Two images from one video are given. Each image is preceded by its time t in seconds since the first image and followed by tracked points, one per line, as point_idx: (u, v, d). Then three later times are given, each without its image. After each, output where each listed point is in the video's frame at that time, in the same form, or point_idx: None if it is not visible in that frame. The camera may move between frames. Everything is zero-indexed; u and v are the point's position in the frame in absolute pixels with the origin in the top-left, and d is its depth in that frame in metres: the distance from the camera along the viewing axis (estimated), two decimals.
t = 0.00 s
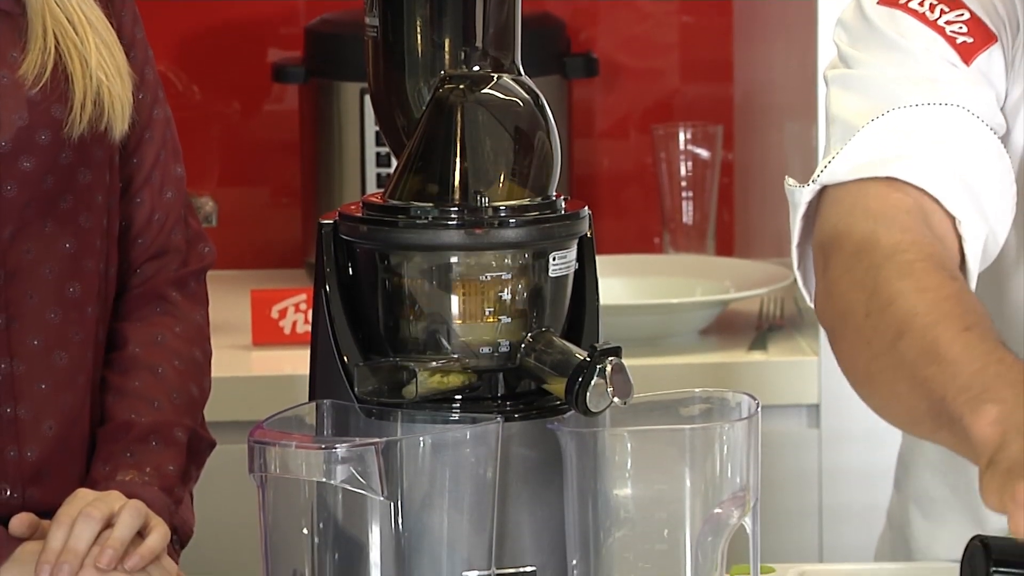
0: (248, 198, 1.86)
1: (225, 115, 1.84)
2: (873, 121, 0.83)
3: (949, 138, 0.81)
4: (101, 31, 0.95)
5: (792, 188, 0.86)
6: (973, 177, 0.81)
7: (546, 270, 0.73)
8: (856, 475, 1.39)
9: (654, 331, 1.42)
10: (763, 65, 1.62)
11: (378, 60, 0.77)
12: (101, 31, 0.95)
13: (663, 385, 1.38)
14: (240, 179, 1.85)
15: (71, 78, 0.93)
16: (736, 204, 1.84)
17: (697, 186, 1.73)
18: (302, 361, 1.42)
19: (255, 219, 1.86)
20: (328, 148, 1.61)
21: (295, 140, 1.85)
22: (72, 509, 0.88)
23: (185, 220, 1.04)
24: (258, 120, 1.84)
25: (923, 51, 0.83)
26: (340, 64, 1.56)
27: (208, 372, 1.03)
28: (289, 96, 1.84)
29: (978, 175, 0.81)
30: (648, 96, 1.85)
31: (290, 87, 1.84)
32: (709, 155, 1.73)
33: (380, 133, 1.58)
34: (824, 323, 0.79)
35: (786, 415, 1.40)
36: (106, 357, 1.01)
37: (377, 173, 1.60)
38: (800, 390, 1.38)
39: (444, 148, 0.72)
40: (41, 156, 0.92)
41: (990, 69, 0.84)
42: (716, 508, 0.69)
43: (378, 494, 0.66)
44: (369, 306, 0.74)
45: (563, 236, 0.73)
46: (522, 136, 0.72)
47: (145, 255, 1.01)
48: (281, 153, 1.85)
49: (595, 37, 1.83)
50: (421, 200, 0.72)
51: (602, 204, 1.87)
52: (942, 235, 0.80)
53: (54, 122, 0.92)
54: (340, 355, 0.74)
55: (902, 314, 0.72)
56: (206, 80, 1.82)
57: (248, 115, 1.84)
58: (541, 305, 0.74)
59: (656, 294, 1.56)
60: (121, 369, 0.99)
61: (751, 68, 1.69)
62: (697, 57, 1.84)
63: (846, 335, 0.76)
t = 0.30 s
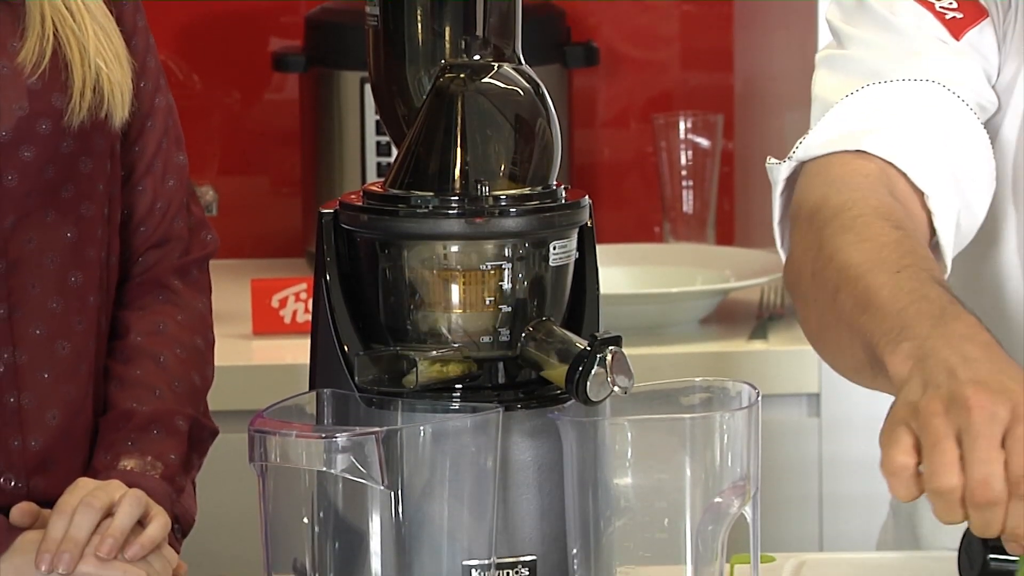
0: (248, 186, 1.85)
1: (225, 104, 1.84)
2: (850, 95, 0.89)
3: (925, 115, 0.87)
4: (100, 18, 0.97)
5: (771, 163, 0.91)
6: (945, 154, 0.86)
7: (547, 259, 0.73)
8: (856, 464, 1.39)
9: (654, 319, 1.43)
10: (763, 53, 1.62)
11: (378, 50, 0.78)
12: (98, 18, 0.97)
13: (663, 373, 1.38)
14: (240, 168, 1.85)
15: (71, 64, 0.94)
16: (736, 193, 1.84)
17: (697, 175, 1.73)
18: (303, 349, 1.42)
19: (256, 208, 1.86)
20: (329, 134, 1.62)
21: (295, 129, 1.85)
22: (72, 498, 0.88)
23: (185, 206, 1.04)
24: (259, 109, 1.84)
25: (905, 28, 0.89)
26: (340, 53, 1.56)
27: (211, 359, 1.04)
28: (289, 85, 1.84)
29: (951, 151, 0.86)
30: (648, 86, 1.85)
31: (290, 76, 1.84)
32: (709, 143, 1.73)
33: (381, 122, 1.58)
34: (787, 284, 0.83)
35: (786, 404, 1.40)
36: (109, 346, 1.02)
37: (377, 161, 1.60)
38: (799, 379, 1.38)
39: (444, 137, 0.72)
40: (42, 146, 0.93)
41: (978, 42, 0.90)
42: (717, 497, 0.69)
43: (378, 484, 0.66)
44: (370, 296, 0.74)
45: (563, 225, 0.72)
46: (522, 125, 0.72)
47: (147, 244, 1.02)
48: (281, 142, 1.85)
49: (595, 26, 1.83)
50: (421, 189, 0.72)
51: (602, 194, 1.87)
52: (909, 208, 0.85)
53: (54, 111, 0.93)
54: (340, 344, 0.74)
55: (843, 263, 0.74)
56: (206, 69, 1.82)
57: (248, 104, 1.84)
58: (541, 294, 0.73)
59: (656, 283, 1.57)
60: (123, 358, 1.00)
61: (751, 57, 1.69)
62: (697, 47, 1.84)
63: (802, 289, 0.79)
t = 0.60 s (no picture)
0: (248, 178, 1.86)
1: (225, 96, 1.83)
2: (864, 83, 0.84)
3: (947, 102, 0.82)
4: (99, 7, 0.97)
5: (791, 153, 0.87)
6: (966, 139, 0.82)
7: (547, 251, 0.73)
8: (855, 457, 1.40)
9: (655, 311, 1.43)
10: (762, 45, 1.62)
11: (378, 42, 0.78)
12: (97, 6, 0.97)
13: (663, 364, 1.39)
14: (240, 160, 1.85)
15: (71, 53, 0.94)
16: (736, 185, 1.84)
17: (697, 166, 1.73)
18: (302, 340, 1.42)
19: (255, 199, 1.86)
20: (330, 124, 1.62)
21: (294, 120, 1.85)
22: (72, 489, 0.88)
23: (187, 197, 1.04)
24: (258, 101, 1.84)
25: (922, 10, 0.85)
26: (340, 44, 1.55)
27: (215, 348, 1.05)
28: (289, 77, 1.84)
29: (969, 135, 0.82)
30: (648, 78, 1.85)
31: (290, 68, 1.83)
32: (709, 136, 1.72)
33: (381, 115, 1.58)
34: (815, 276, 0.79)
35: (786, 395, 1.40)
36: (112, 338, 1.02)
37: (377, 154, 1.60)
38: (798, 371, 1.38)
39: (444, 129, 0.72)
40: (44, 138, 0.93)
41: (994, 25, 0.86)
42: (717, 489, 0.68)
43: (378, 476, 0.66)
44: (370, 288, 0.75)
45: (564, 217, 0.72)
46: (522, 117, 0.72)
47: (150, 235, 1.03)
48: (280, 133, 1.85)
49: (596, 18, 1.83)
50: (421, 181, 0.72)
51: (602, 185, 1.87)
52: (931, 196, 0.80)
53: (56, 103, 0.93)
54: (340, 336, 0.74)
55: (854, 260, 0.71)
56: (206, 61, 1.82)
57: (248, 96, 1.84)
58: (541, 286, 0.73)
59: (655, 275, 1.57)
60: (126, 349, 1.00)
61: (751, 49, 1.69)
62: (697, 39, 1.84)
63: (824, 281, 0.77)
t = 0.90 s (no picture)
0: (248, 172, 1.86)
1: (226, 90, 1.84)
2: (869, 77, 0.84)
3: (951, 95, 0.82)
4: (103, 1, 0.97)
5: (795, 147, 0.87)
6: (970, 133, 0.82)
7: (547, 244, 0.73)
8: (855, 450, 1.39)
9: (655, 304, 1.43)
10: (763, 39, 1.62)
11: (379, 35, 0.78)
12: None
13: (663, 357, 1.39)
14: (241, 154, 1.85)
15: (75, 48, 0.95)
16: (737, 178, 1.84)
17: (698, 160, 1.73)
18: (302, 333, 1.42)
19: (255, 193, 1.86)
20: (329, 116, 1.62)
21: (294, 113, 1.85)
22: (73, 481, 0.88)
23: (192, 191, 1.04)
24: (258, 94, 1.84)
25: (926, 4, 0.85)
26: (340, 37, 1.56)
27: (218, 342, 1.05)
28: (290, 70, 1.84)
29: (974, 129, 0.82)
30: (648, 72, 1.85)
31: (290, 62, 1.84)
32: (709, 129, 1.72)
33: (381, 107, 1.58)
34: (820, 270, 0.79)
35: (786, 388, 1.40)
36: (115, 331, 1.02)
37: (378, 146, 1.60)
38: (797, 363, 1.38)
39: (444, 122, 0.72)
40: (47, 132, 0.94)
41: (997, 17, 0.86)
42: (717, 482, 0.68)
43: (379, 469, 0.65)
44: (370, 281, 0.75)
45: (564, 210, 0.72)
46: (522, 109, 0.72)
47: (155, 227, 1.03)
48: (280, 127, 1.85)
49: (597, 12, 1.83)
50: (421, 174, 0.72)
51: (602, 178, 1.88)
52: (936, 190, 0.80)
53: (59, 97, 0.94)
54: (340, 329, 0.74)
55: (859, 258, 0.71)
56: (206, 54, 1.82)
57: (248, 90, 1.84)
58: (542, 279, 0.73)
59: (655, 268, 1.57)
60: (129, 343, 1.00)
61: (751, 42, 1.69)
62: (697, 32, 1.84)
63: (832, 278, 0.76)
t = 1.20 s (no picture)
0: (249, 161, 1.86)
1: (226, 80, 1.83)
2: (856, 75, 0.84)
3: (938, 92, 0.82)
4: None
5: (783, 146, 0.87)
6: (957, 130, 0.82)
7: (547, 235, 0.73)
8: (855, 440, 1.40)
9: (656, 295, 1.43)
10: (764, 32, 1.62)
11: (378, 27, 0.78)
12: None
13: (663, 347, 1.39)
14: (241, 144, 1.85)
15: (83, 43, 0.95)
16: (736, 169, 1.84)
17: (698, 151, 1.73)
18: (301, 323, 1.42)
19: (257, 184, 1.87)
20: (329, 108, 1.62)
21: (294, 103, 1.85)
22: (74, 474, 0.89)
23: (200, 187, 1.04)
24: (259, 84, 1.84)
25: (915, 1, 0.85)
26: (340, 28, 1.57)
27: (222, 338, 1.05)
28: (290, 61, 1.84)
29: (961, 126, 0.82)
30: (648, 63, 1.85)
31: (291, 52, 1.83)
32: (709, 119, 1.71)
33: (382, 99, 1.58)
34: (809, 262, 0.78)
35: (786, 379, 1.40)
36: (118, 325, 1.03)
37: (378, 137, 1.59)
38: (796, 353, 1.38)
39: (444, 112, 0.72)
40: (53, 126, 0.94)
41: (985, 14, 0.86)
42: (717, 473, 0.68)
43: (379, 460, 0.66)
44: (370, 272, 0.75)
45: (564, 200, 0.72)
46: (522, 99, 0.72)
47: (162, 223, 1.03)
48: (280, 117, 1.85)
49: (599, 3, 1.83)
50: (421, 164, 0.72)
51: (602, 169, 1.88)
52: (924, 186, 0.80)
53: (67, 92, 0.94)
54: (340, 320, 0.74)
55: (841, 253, 0.71)
56: (207, 45, 1.82)
57: (248, 81, 1.84)
58: (542, 269, 0.73)
59: (654, 258, 1.57)
60: (134, 336, 1.01)
61: (752, 34, 1.69)
62: (697, 24, 1.84)
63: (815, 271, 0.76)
